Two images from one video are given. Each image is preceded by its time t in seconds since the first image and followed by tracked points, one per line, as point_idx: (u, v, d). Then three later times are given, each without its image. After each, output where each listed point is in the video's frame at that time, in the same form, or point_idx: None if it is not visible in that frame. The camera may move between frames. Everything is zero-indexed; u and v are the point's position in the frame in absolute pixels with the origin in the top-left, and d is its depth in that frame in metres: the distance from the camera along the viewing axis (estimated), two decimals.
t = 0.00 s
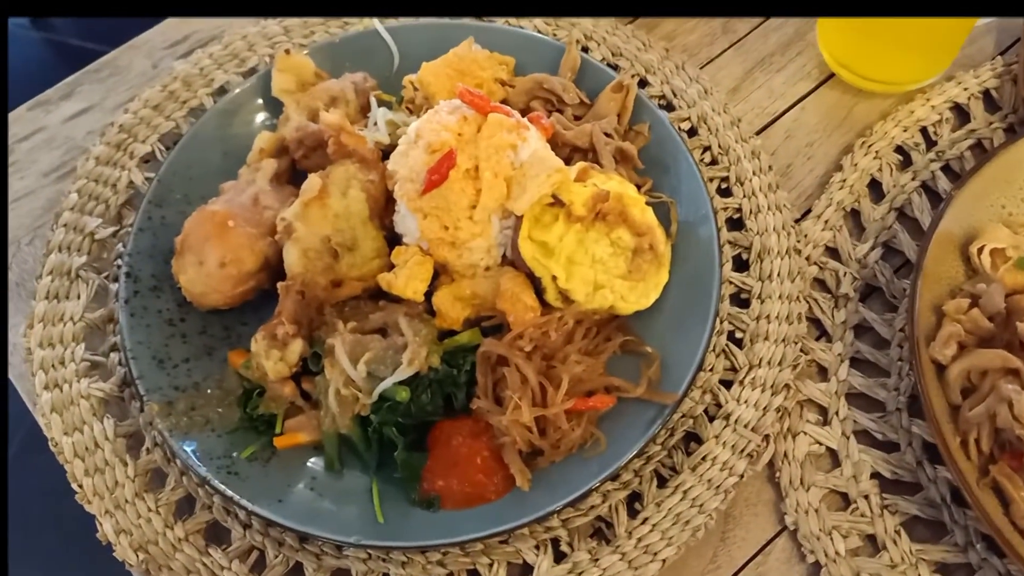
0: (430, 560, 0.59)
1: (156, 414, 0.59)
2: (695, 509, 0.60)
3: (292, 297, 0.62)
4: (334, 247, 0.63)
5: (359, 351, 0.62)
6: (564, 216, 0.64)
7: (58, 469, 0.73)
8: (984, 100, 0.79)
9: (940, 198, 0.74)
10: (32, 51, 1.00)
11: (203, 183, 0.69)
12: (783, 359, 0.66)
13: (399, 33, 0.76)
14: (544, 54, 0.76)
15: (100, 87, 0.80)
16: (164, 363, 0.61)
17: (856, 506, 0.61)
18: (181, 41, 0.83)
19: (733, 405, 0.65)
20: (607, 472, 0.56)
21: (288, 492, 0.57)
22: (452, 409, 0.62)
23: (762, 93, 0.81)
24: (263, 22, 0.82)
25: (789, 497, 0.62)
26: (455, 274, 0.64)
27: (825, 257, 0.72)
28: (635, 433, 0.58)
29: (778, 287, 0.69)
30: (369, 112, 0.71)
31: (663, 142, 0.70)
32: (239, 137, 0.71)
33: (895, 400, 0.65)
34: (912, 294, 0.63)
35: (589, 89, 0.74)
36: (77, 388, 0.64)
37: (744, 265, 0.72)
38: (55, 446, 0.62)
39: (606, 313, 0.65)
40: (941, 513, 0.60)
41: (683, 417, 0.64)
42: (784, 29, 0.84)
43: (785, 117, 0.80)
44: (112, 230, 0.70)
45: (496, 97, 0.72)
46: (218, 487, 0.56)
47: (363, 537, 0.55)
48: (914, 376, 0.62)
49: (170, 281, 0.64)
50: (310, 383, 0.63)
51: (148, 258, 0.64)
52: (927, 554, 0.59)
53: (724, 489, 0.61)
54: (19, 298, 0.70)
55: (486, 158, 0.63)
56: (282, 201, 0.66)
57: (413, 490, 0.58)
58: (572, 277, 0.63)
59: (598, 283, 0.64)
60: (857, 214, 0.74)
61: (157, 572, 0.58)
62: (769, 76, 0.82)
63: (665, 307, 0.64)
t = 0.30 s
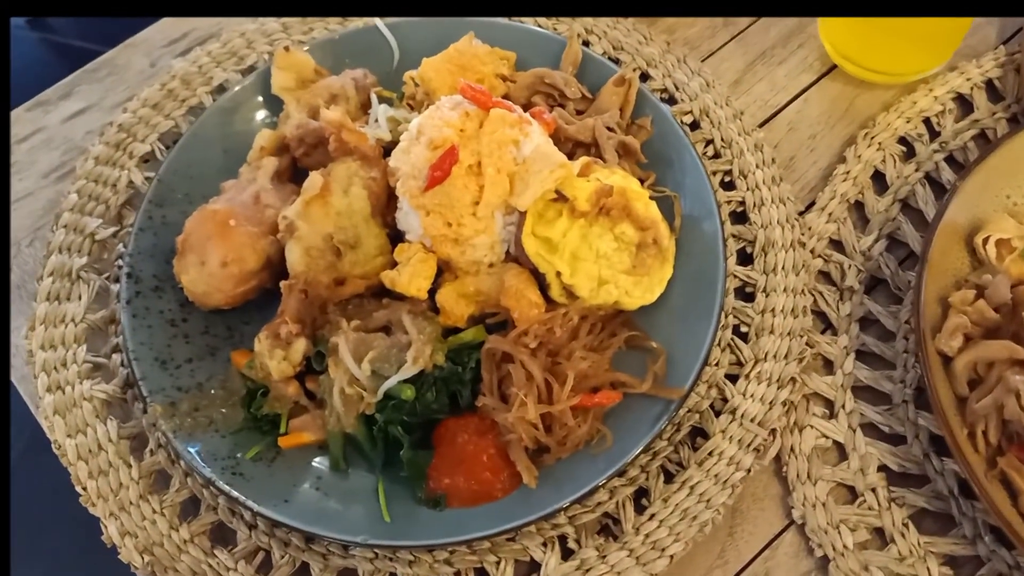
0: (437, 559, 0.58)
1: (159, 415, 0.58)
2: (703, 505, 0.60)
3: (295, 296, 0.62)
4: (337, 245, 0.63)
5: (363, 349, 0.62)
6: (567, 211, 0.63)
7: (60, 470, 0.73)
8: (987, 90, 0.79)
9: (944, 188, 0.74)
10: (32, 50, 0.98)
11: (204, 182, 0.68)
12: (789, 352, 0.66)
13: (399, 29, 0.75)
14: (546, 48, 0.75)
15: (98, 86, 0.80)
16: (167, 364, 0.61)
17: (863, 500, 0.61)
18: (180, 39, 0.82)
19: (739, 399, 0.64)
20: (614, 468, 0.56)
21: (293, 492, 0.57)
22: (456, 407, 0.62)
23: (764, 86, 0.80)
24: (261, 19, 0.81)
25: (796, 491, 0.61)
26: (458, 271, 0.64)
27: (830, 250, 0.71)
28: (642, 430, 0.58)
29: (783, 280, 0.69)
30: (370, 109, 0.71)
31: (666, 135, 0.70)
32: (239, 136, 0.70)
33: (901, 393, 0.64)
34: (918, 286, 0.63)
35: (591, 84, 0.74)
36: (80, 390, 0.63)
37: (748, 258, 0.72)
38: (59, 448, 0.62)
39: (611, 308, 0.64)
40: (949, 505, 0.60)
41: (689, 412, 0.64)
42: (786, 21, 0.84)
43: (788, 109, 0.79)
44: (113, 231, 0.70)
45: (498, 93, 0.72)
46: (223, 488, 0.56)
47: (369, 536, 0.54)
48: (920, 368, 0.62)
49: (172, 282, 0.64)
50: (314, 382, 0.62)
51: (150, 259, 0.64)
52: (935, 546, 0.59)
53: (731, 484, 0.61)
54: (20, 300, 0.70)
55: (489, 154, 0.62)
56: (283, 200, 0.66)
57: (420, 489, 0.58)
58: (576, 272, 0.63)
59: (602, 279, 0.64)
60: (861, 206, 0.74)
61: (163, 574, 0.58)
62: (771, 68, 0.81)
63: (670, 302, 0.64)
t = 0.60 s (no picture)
0: (439, 558, 0.58)
1: (157, 417, 0.58)
2: (705, 499, 0.60)
3: (292, 295, 0.62)
4: (333, 244, 0.62)
5: (362, 348, 0.61)
6: (565, 206, 0.63)
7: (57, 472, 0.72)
8: (984, 78, 0.78)
9: (942, 178, 0.73)
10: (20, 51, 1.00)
11: (199, 181, 0.68)
12: (789, 345, 0.66)
13: (392, 24, 0.75)
14: (540, 42, 0.75)
15: (89, 87, 0.79)
16: (164, 365, 0.60)
17: (867, 491, 0.61)
18: (171, 38, 0.82)
19: (741, 392, 0.64)
20: (616, 464, 0.55)
21: (294, 493, 0.56)
22: (456, 404, 0.61)
23: (760, 77, 0.80)
24: (253, 17, 0.81)
25: (799, 483, 0.61)
26: (456, 268, 0.64)
27: (829, 241, 0.71)
28: (643, 425, 0.57)
29: (783, 272, 0.69)
30: (365, 107, 0.71)
31: (662, 128, 0.70)
32: (233, 135, 0.70)
33: (903, 383, 0.64)
34: (919, 276, 0.62)
35: (587, 77, 0.74)
36: (77, 394, 0.63)
37: (747, 250, 0.71)
38: (57, 452, 0.61)
39: (610, 303, 0.64)
40: (953, 496, 0.60)
41: (691, 406, 0.64)
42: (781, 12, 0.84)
43: (784, 101, 0.79)
44: (107, 232, 0.69)
45: (493, 87, 0.72)
46: (223, 489, 0.55)
47: (371, 536, 0.54)
48: (922, 359, 0.62)
49: (167, 283, 0.63)
50: (313, 382, 0.62)
51: (145, 260, 0.63)
52: (940, 537, 0.59)
53: (734, 478, 0.61)
54: (14, 303, 0.69)
55: (485, 149, 0.62)
56: (279, 199, 0.65)
57: (421, 488, 0.57)
58: (575, 267, 0.63)
59: (601, 273, 0.63)
60: (860, 196, 0.73)
61: None
62: (766, 59, 0.81)
63: (669, 296, 0.63)
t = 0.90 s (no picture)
0: (433, 565, 0.58)
1: (148, 428, 0.58)
2: (700, 503, 0.60)
3: (282, 303, 0.61)
4: (323, 251, 0.62)
5: (353, 355, 0.61)
6: (556, 210, 0.63)
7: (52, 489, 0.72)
8: (975, 75, 0.78)
9: (934, 177, 0.73)
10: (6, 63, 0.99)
11: (187, 190, 0.67)
12: (783, 346, 0.65)
13: (381, 30, 0.75)
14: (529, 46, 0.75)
15: (77, 96, 0.79)
16: (155, 376, 0.60)
17: (862, 493, 0.60)
18: (158, 46, 0.81)
19: (735, 395, 0.64)
20: (610, 469, 0.55)
21: (286, 502, 0.56)
22: (449, 411, 0.61)
23: (751, 78, 0.80)
24: (241, 25, 0.81)
25: (794, 486, 0.61)
26: (447, 274, 0.63)
27: (821, 241, 0.71)
28: (637, 429, 0.57)
29: (775, 274, 0.69)
30: (353, 112, 0.70)
31: (653, 130, 0.70)
32: (221, 142, 0.69)
33: (898, 384, 0.64)
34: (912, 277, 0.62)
35: (576, 80, 0.73)
36: (67, 405, 0.63)
37: (739, 253, 0.71)
38: (47, 465, 0.61)
39: (602, 307, 0.64)
40: (949, 497, 0.60)
41: (684, 409, 0.64)
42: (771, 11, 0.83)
43: (774, 102, 0.79)
44: (95, 242, 0.69)
45: (482, 91, 0.71)
46: (215, 500, 0.55)
47: (364, 545, 0.54)
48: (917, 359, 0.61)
49: (157, 292, 0.63)
50: (304, 391, 0.62)
51: (134, 269, 0.63)
52: (937, 538, 0.58)
53: (729, 481, 0.60)
54: (4, 315, 0.69)
55: (474, 154, 0.61)
56: (268, 206, 0.65)
57: (414, 495, 0.57)
58: (566, 271, 0.62)
59: (593, 277, 0.63)
60: (852, 196, 0.73)
61: None
62: (757, 59, 0.81)
63: (662, 299, 0.63)
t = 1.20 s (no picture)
0: None
1: (124, 465, 0.57)
2: (688, 530, 0.59)
3: (260, 334, 0.60)
4: (301, 280, 0.61)
5: (333, 386, 0.60)
6: (536, 234, 0.62)
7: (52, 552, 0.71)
8: (960, 89, 0.77)
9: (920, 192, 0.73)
10: None
11: (164, 219, 0.66)
12: (769, 368, 0.65)
13: (357, 52, 0.74)
14: (509, 67, 0.74)
15: (53, 124, 0.78)
16: (130, 411, 0.59)
17: (852, 517, 0.60)
18: (135, 72, 0.81)
19: (721, 419, 0.63)
20: (596, 497, 0.54)
21: (266, 539, 0.55)
22: (431, 441, 0.60)
23: (733, 95, 0.79)
24: (217, 49, 0.81)
25: (783, 511, 0.60)
26: (428, 300, 0.62)
27: (807, 260, 0.70)
28: (622, 456, 0.56)
29: (760, 294, 0.68)
30: (331, 137, 0.70)
31: (634, 151, 0.69)
32: (197, 170, 0.68)
33: (886, 405, 0.63)
34: (898, 296, 0.61)
35: (557, 101, 0.73)
36: (42, 442, 0.61)
37: (724, 273, 0.70)
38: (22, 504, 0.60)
39: (586, 331, 0.63)
40: (939, 519, 0.59)
41: (671, 434, 0.63)
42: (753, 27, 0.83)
43: (758, 119, 0.78)
44: (71, 274, 0.68)
45: (461, 114, 0.71)
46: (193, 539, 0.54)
47: None
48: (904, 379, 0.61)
49: (132, 324, 0.62)
50: (284, 423, 0.60)
51: (109, 302, 0.62)
52: (928, 561, 0.58)
53: (716, 507, 0.59)
54: None
55: (453, 179, 0.61)
56: (245, 235, 0.64)
57: (396, 529, 0.56)
58: (548, 296, 0.61)
59: (575, 301, 0.62)
60: (837, 214, 0.73)
61: None
62: (739, 76, 0.80)
63: (645, 322, 0.62)
